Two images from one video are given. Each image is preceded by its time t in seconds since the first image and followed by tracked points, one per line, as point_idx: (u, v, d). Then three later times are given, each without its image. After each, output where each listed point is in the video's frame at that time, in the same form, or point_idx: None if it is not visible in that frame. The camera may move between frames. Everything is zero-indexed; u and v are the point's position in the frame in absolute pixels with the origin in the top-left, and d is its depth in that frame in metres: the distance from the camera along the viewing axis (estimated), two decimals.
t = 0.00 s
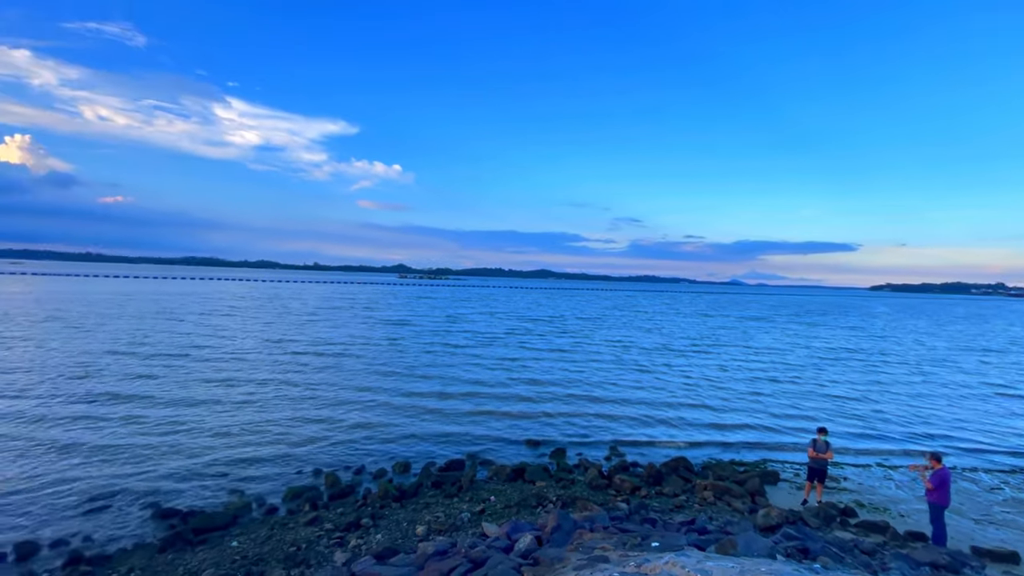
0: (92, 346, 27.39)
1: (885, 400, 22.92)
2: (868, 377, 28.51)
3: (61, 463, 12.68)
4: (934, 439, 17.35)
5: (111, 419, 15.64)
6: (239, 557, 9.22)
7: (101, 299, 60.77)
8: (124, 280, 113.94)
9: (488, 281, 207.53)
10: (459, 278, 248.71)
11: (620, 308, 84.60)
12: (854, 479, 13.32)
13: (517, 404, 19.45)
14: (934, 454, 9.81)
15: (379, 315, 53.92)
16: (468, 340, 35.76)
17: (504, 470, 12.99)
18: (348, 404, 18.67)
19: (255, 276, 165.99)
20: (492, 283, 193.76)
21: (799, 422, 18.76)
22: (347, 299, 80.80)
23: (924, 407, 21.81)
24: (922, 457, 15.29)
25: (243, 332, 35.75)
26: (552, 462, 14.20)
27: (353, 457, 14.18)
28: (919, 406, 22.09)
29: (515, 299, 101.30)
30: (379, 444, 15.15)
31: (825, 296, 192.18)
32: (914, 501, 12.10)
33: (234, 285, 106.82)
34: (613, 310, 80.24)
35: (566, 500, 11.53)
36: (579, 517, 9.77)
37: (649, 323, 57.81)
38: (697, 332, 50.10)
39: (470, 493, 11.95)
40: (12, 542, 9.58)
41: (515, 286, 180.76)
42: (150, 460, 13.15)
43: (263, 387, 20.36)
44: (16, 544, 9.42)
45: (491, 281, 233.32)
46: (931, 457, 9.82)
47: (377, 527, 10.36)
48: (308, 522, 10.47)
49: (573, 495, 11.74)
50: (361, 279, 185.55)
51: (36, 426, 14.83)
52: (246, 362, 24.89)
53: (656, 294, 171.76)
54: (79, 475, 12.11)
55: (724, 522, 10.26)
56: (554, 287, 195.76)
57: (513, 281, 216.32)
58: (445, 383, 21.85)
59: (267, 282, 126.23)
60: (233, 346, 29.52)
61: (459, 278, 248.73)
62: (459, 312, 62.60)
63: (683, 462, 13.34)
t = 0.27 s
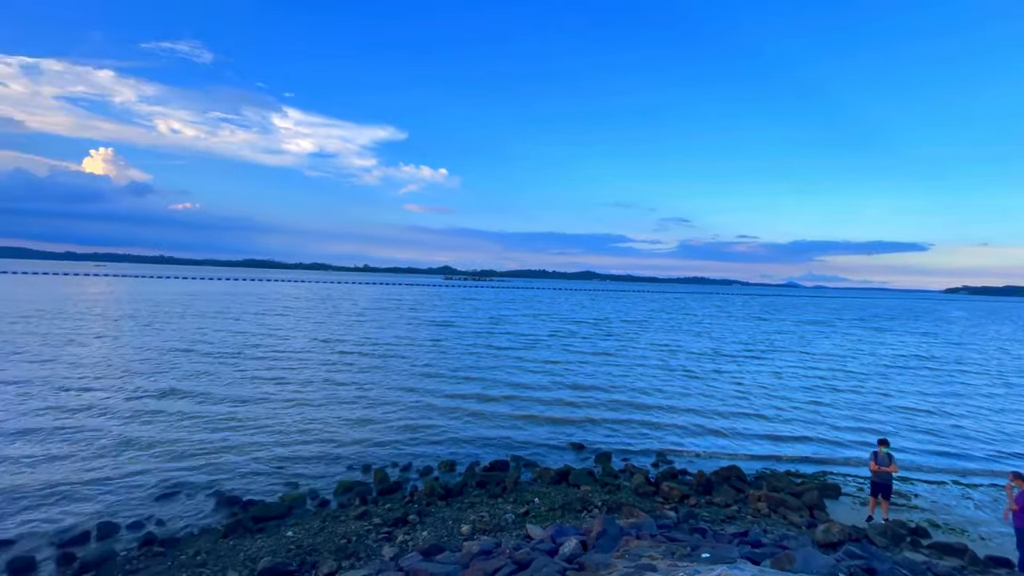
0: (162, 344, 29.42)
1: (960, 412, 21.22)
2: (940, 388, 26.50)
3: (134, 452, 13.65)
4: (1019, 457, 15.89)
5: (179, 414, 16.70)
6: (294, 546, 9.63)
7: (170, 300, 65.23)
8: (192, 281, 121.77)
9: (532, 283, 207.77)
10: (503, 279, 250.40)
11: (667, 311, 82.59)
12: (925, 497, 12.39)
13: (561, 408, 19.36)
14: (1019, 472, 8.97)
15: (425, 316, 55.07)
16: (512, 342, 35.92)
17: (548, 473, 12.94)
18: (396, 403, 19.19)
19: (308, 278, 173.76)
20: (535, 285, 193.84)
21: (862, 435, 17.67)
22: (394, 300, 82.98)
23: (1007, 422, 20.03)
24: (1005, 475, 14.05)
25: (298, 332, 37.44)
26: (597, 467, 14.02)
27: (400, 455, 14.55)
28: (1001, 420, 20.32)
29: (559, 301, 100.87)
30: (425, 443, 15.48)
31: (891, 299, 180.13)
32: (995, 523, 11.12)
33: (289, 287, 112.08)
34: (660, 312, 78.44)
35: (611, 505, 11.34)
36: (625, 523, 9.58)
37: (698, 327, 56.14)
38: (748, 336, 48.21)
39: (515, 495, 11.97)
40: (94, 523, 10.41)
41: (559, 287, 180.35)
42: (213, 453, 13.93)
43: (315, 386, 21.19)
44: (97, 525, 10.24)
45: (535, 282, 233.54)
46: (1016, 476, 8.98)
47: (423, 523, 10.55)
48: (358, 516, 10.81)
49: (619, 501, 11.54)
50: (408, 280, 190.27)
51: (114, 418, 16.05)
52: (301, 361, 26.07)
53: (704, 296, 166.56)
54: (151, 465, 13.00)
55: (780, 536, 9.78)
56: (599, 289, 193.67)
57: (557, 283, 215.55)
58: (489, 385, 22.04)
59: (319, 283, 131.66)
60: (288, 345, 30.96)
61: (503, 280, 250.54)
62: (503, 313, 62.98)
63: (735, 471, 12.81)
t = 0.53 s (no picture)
0: (226, 343, 31.26)
1: None
2: None
3: (202, 444, 14.56)
4: None
5: (240, 410, 17.65)
6: (347, 538, 9.98)
7: (235, 300, 69.38)
8: (254, 283, 129.00)
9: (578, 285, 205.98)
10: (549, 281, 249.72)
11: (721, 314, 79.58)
12: (1015, 520, 11.27)
13: (609, 413, 19.06)
14: None
15: (472, 318, 55.75)
16: (558, 345, 35.73)
17: (596, 477, 12.76)
18: (444, 403, 19.52)
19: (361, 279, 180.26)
20: (581, 286, 192.13)
21: (940, 452, 16.32)
22: (442, 301, 84.49)
23: None
24: None
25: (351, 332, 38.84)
26: (646, 473, 13.70)
27: (448, 454, 14.79)
28: None
29: (606, 303, 99.44)
30: (472, 443, 15.66)
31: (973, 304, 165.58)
32: None
33: (343, 288, 116.51)
34: (713, 316, 75.73)
35: (661, 513, 11.03)
36: (676, 532, 9.29)
37: (753, 331, 53.78)
38: (809, 342, 45.67)
39: (561, 498, 11.89)
40: (168, 507, 11.21)
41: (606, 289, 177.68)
42: (270, 448, 14.63)
43: (365, 386, 21.84)
44: (171, 509, 11.03)
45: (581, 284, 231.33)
46: None
47: (470, 522, 10.67)
48: (407, 512, 11.08)
49: (670, 509, 11.21)
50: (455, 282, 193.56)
51: (183, 413, 17.17)
52: (354, 361, 27.03)
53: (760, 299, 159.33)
54: (215, 457, 13.82)
55: (846, 555, 9.18)
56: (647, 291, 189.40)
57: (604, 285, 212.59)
58: (536, 388, 22.02)
59: (371, 285, 136.05)
60: (340, 345, 32.11)
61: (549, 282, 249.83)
62: (549, 315, 62.78)
63: (795, 484, 12.14)
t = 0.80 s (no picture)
0: (285, 343, 32.86)
1: None
2: None
3: (265, 439, 15.43)
4: None
5: (297, 408, 18.50)
6: (398, 533, 10.27)
7: (294, 301, 73.03)
8: (312, 284, 135.49)
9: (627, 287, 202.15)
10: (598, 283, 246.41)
11: (780, 318, 75.70)
12: None
13: (659, 419, 18.60)
14: None
15: (520, 320, 55.95)
16: (607, 349, 35.19)
17: (646, 484, 12.47)
18: (492, 404, 19.71)
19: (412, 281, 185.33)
20: (631, 288, 188.66)
21: None
22: (490, 303, 85.21)
23: None
24: None
25: (402, 332, 39.92)
26: (699, 482, 13.25)
27: (496, 454, 14.90)
28: None
29: (657, 306, 97.02)
30: (520, 444, 15.73)
31: None
32: None
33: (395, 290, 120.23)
34: (771, 320, 72.24)
35: (715, 524, 10.62)
36: (731, 545, 8.91)
37: (816, 336, 50.87)
38: (880, 349, 42.62)
39: (610, 504, 11.70)
40: (234, 495, 11.94)
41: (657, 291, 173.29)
42: (325, 445, 15.24)
43: (414, 386, 22.33)
44: (237, 497, 11.74)
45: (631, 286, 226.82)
46: None
47: (517, 523, 10.69)
48: (456, 510, 11.26)
49: (725, 521, 10.77)
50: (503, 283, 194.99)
51: (246, 409, 18.21)
52: (406, 361, 27.79)
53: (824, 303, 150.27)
54: (275, 452, 14.56)
55: None
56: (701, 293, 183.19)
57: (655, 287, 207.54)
58: (584, 392, 21.78)
59: (421, 287, 139.65)
60: (391, 346, 33.01)
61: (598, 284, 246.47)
62: (597, 318, 61.95)
63: (865, 500, 11.36)
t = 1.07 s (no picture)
0: (341, 343, 34.19)
1: None
2: None
3: (322, 434, 16.16)
4: None
5: (351, 407, 19.18)
6: (448, 530, 10.44)
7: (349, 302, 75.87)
8: (366, 285, 140.31)
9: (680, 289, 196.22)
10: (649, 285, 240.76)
11: (847, 324, 71.03)
12: None
13: (713, 427, 17.95)
14: None
15: (568, 322, 55.53)
16: (658, 354, 34.32)
17: (700, 493, 12.03)
18: (540, 407, 19.69)
19: (461, 282, 188.26)
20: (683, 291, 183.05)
21: None
22: (537, 305, 85.05)
23: None
24: None
25: (451, 333, 40.61)
26: (757, 493, 12.66)
27: (545, 457, 14.89)
28: None
29: (710, 309, 93.64)
30: (568, 447, 15.65)
31: None
32: None
33: (445, 291, 122.50)
34: (836, 325, 67.99)
35: (776, 539, 10.10)
36: (793, 562, 8.45)
37: (888, 343, 47.42)
38: (964, 359, 39.13)
39: (662, 512, 11.39)
40: (295, 487, 12.55)
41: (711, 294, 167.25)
42: (378, 443, 15.71)
43: (462, 387, 22.62)
44: (298, 488, 12.34)
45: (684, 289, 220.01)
46: None
47: (566, 527, 10.62)
48: (504, 510, 11.32)
49: (786, 536, 10.22)
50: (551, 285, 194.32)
51: (305, 406, 19.07)
52: (454, 362, 28.26)
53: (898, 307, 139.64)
54: (331, 448, 15.17)
55: None
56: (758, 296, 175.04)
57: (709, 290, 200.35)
58: (633, 397, 21.36)
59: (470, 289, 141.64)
60: (440, 347, 33.59)
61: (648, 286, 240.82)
62: (647, 321, 60.51)
63: (946, 522, 10.47)
